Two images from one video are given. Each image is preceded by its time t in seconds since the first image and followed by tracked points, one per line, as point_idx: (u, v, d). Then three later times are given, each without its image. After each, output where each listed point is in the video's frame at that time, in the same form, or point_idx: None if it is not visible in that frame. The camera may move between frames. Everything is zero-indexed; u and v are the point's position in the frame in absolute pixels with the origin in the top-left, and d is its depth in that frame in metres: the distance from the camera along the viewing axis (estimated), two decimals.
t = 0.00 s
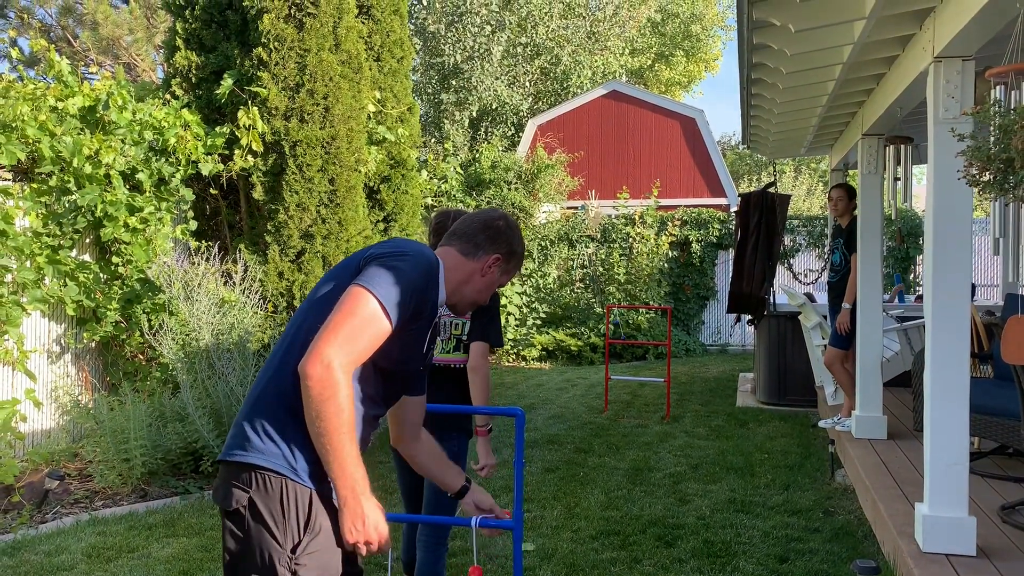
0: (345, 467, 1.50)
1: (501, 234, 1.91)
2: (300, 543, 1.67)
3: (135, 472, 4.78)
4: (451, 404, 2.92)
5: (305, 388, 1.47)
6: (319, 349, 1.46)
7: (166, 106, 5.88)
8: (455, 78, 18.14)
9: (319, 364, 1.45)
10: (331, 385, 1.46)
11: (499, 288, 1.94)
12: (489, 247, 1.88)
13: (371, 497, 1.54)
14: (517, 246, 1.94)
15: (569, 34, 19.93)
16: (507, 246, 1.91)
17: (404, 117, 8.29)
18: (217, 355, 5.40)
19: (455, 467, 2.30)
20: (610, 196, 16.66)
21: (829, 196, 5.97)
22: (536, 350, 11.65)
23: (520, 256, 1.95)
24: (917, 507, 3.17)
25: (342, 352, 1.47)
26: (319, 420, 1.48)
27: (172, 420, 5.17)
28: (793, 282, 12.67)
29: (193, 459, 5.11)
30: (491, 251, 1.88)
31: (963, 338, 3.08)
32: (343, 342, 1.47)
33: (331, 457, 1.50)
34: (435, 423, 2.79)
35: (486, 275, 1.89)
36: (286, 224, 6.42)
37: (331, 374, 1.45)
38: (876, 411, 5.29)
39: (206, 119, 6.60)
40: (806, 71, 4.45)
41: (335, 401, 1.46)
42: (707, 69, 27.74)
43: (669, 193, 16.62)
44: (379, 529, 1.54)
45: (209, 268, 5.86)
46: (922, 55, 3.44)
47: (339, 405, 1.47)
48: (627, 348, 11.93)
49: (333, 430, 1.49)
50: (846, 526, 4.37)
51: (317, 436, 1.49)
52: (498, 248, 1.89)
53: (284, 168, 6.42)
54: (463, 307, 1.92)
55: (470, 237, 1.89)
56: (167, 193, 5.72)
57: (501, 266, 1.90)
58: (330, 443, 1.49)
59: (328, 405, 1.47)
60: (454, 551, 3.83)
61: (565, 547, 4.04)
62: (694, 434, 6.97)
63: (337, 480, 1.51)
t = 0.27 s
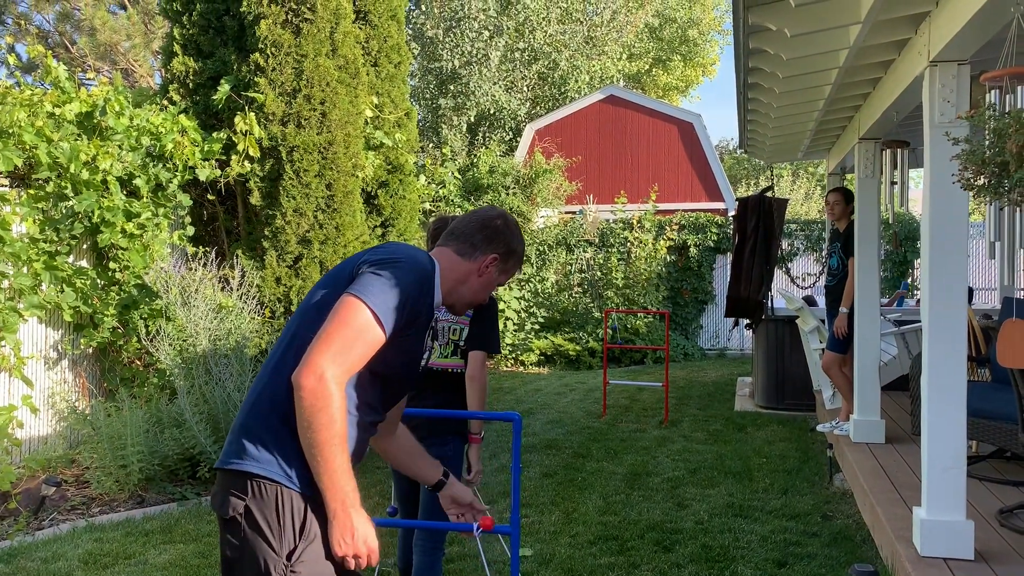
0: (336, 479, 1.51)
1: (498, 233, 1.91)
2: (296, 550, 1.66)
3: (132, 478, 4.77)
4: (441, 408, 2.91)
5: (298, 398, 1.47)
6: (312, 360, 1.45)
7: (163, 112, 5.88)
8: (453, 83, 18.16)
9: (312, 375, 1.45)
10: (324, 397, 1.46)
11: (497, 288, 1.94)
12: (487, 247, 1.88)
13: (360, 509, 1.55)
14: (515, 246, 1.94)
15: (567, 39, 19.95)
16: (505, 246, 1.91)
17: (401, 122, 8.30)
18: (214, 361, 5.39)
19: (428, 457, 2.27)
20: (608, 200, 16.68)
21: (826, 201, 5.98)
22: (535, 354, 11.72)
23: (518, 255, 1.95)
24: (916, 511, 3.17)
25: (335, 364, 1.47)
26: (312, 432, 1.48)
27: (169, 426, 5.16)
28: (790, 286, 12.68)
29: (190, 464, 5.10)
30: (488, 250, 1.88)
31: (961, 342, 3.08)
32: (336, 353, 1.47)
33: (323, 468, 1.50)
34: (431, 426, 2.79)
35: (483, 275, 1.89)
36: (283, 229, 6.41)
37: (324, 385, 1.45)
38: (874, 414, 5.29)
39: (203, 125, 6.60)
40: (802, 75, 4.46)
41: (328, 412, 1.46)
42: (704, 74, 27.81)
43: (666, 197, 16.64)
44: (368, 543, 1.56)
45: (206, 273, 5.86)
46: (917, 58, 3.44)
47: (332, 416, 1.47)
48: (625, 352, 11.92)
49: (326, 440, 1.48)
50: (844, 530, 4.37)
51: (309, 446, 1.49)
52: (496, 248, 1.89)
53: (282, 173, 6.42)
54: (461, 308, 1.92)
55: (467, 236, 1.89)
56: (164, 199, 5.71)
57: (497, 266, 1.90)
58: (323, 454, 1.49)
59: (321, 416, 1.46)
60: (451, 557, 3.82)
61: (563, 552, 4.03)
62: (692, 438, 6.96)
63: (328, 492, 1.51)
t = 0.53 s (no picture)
0: (329, 478, 1.50)
1: (496, 241, 1.90)
2: (289, 551, 1.66)
3: (128, 482, 4.76)
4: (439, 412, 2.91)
5: (290, 398, 1.46)
6: (304, 360, 1.45)
7: (160, 115, 5.88)
8: (451, 86, 18.17)
9: (304, 375, 1.44)
10: (316, 397, 1.45)
11: (494, 296, 1.94)
12: (484, 255, 1.88)
13: (354, 509, 1.55)
14: (512, 254, 1.94)
15: (564, 42, 19.99)
16: (503, 253, 1.91)
17: (399, 126, 8.30)
18: (210, 365, 5.38)
19: (451, 481, 2.29)
20: (606, 203, 16.69)
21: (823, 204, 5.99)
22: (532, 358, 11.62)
23: (516, 263, 1.95)
24: (912, 513, 3.16)
25: (327, 363, 1.46)
26: (304, 432, 1.48)
27: (165, 430, 5.15)
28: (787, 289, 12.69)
29: (187, 468, 5.09)
30: (485, 258, 1.88)
31: (956, 344, 3.08)
32: (328, 353, 1.46)
33: (315, 468, 1.50)
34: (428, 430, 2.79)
35: (480, 282, 1.88)
36: (280, 233, 6.40)
37: (316, 385, 1.45)
38: (871, 417, 5.29)
39: (200, 128, 6.59)
40: (799, 78, 4.47)
41: (320, 412, 1.46)
42: (701, 77, 27.86)
43: (664, 201, 16.65)
44: (362, 543, 1.56)
45: (203, 277, 5.85)
46: (913, 62, 3.45)
47: (323, 416, 1.47)
48: (622, 355, 11.92)
49: (318, 441, 1.48)
50: (841, 533, 4.37)
51: (302, 447, 1.49)
52: (493, 256, 1.89)
53: (278, 177, 6.42)
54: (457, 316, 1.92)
55: (465, 244, 1.89)
56: (161, 202, 5.71)
57: (494, 274, 1.90)
58: (315, 455, 1.49)
59: (313, 415, 1.46)
60: (448, 561, 3.82)
61: (560, 556, 4.02)
62: (690, 441, 6.96)
63: (320, 492, 1.51)
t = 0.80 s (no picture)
0: (324, 479, 1.50)
1: (495, 244, 1.91)
2: (282, 551, 1.65)
3: (125, 484, 4.74)
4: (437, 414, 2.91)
5: (285, 399, 1.46)
6: (299, 360, 1.45)
7: (157, 117, 5.87)
8: (449, 88, 18.18)
9: (299, 376, 1.44)
10: (310, 397, 1.45)
11: (492, 299, 1.93)
12: (482, 257, 1.88)
13: (349, 509, 1.54)
14: (510, 257, 1.94)
15: (561, 44, 20.01)
16: (501, 256, 1.91)
17: (396, 127, 8.29)
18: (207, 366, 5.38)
19: (455, 486, 2.26)
20: (603, 205, 16.70)
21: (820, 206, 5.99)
22: (529, 359, 11.67)
23: (514, 266, 1.95)
24: (908, 515, 3.17)
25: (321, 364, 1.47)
26: (298, 433, 1.47)
27: (162, 431, 5.14)
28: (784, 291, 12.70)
29: (183, 470, 5.08)
30: (484, 260, 1.88)
31: (953, 345, 3.09)
32: (323, 354, 1.46)
33: (310, 468, 1.49)
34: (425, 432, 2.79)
35: (478, 285, 1.88)
36: (277, 234, 6.40)
37: (311, 386, 1.45)
38: (868, 419, 5.30)
39: (197, 130, 6.59)
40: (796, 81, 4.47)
41: (314, 413, 1.46)
42: (698, 79, 27.89)
43: (661, 203, 16.66)
44: (356, 543, 1.55)
45: (200, 279, 5.84)
46: (910, 65, 3.46)
47: (318, 417, 1.47)
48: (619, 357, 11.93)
49: (313, 441, 1.48)
50: (838, 535, 4.37)
51: (296, 447, 1.49)
52: (491, 258, 1.89)
53: (276, 178, 6.42)
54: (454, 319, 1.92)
55: (463, 246, 1.89)
56: (158, 204, 5.70)
57: (492, 277, 1.90)
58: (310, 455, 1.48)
59: (307, 416, 1.46)
60: (445, 563, 3.82)
61: (558, 558, 4.02)
62: (687, 443, 6.97)
63: (315, 492, 1.51)
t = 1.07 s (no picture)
0: (321, 482, 1.50)
1: (491, 243, 1.91)
2: (280, 553, 1.66)
3: (121, 485, 4.74)
4: (433, 415, 2.90)
5: (282, 402, 1.46)
6: (296, 364, 1.45)
7: (154, 117, 5.87)
8: (447, 89, 18.18)
9: (296, 379, 1.45)
10: (307, 401, 1.46)
11: (488, 298, 1.93)
12: (478, 256, 1.89)
13: (346, 511, 1.54)
14: (507, 256, 1.94)
15: (559, 46, 20.03)
16: (497, 255, 1.91)
17: (393, 128, 8.29)
18: (204, 368, 5.37)
19: (448, 484, 2.27)
20: (600, 207, 16.71)
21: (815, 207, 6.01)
22: (527, 360, 11.65)
23: (510, 265, 1.95)
24: (905, 517, 3.17)
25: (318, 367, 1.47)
26: (295, 437, 1.48)
27: (158, 432, 5.14)
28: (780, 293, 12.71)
29: (180, 471, 5.07)
30: (480, 259, 1.88)
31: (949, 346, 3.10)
32: (319, 357, 1.47)
33: (308, 471, 1.49)
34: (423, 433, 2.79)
35: (474, 284, 1.88)
36: (274, 235, 6.40)
37: (307, 390, 1.45)
38: (864, 421, 5.31)
39: (194, 131, 6.59)
40: (791, 83, 4.48)
41: (311, 417, 1.46)
42: (696, 81, 27.92)
43: (658, 204, 16.67)
44: (354, 545, 1.55)
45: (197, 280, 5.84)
46: (905, 66, 3.47)
47: (315, 420, 1.47)
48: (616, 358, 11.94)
49: (310, 444, 1.48)
50: (834, 536, 4.38)
51: (293, 450, 1.49)
52: (487, 257, 1.89)
53: (273, 179, 6.42)
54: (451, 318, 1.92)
55: (459, 245, 1.90)
56: (154, 205, 5.70)
57: (488, 276, 1.90)
58: (307, 459, 1.49)
59: (304, 419, 1.46)
60: (442, 564, 3.82)
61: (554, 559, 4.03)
62: (684, 444, 6.98)
63: (312, 495, 1.51)
